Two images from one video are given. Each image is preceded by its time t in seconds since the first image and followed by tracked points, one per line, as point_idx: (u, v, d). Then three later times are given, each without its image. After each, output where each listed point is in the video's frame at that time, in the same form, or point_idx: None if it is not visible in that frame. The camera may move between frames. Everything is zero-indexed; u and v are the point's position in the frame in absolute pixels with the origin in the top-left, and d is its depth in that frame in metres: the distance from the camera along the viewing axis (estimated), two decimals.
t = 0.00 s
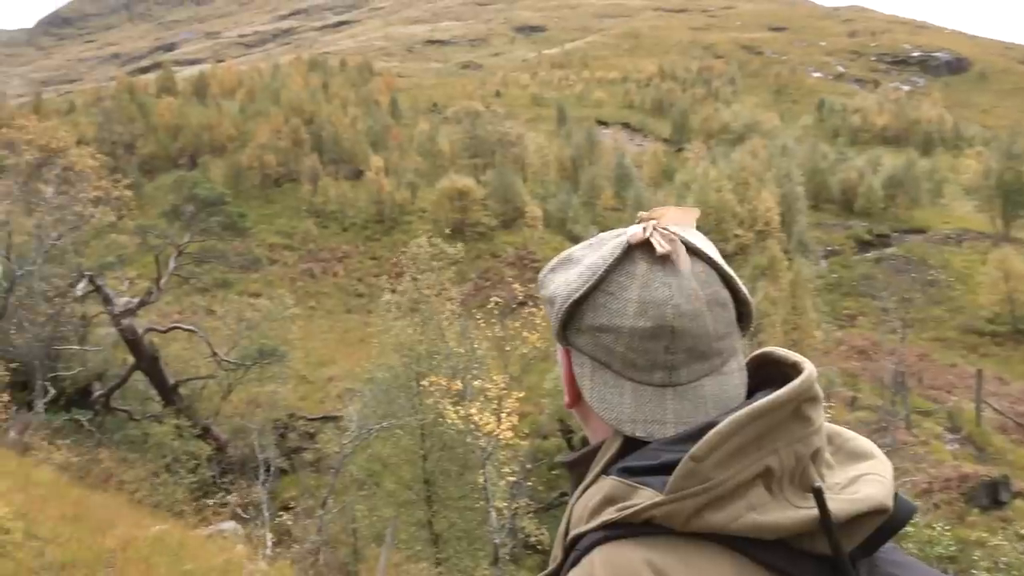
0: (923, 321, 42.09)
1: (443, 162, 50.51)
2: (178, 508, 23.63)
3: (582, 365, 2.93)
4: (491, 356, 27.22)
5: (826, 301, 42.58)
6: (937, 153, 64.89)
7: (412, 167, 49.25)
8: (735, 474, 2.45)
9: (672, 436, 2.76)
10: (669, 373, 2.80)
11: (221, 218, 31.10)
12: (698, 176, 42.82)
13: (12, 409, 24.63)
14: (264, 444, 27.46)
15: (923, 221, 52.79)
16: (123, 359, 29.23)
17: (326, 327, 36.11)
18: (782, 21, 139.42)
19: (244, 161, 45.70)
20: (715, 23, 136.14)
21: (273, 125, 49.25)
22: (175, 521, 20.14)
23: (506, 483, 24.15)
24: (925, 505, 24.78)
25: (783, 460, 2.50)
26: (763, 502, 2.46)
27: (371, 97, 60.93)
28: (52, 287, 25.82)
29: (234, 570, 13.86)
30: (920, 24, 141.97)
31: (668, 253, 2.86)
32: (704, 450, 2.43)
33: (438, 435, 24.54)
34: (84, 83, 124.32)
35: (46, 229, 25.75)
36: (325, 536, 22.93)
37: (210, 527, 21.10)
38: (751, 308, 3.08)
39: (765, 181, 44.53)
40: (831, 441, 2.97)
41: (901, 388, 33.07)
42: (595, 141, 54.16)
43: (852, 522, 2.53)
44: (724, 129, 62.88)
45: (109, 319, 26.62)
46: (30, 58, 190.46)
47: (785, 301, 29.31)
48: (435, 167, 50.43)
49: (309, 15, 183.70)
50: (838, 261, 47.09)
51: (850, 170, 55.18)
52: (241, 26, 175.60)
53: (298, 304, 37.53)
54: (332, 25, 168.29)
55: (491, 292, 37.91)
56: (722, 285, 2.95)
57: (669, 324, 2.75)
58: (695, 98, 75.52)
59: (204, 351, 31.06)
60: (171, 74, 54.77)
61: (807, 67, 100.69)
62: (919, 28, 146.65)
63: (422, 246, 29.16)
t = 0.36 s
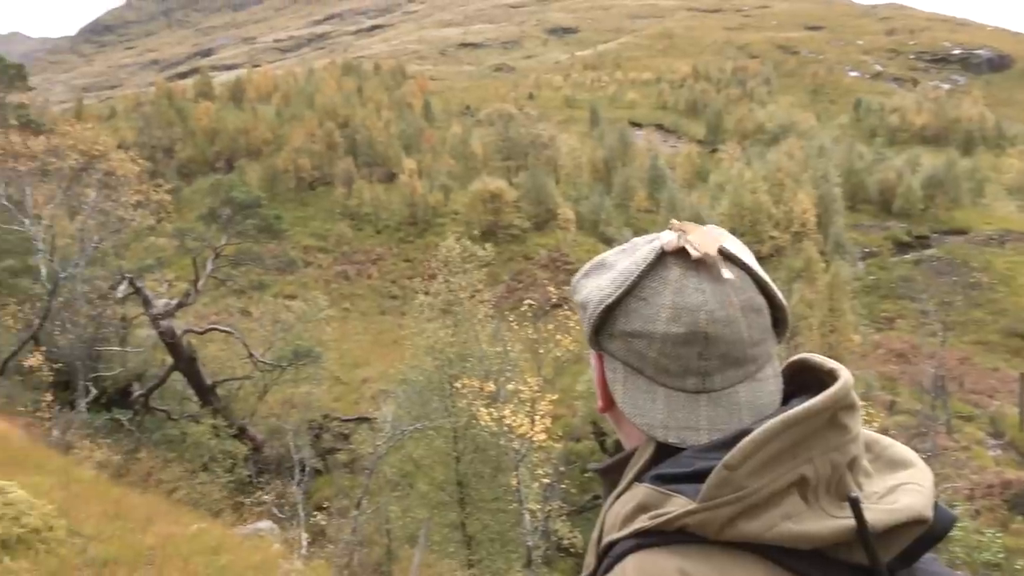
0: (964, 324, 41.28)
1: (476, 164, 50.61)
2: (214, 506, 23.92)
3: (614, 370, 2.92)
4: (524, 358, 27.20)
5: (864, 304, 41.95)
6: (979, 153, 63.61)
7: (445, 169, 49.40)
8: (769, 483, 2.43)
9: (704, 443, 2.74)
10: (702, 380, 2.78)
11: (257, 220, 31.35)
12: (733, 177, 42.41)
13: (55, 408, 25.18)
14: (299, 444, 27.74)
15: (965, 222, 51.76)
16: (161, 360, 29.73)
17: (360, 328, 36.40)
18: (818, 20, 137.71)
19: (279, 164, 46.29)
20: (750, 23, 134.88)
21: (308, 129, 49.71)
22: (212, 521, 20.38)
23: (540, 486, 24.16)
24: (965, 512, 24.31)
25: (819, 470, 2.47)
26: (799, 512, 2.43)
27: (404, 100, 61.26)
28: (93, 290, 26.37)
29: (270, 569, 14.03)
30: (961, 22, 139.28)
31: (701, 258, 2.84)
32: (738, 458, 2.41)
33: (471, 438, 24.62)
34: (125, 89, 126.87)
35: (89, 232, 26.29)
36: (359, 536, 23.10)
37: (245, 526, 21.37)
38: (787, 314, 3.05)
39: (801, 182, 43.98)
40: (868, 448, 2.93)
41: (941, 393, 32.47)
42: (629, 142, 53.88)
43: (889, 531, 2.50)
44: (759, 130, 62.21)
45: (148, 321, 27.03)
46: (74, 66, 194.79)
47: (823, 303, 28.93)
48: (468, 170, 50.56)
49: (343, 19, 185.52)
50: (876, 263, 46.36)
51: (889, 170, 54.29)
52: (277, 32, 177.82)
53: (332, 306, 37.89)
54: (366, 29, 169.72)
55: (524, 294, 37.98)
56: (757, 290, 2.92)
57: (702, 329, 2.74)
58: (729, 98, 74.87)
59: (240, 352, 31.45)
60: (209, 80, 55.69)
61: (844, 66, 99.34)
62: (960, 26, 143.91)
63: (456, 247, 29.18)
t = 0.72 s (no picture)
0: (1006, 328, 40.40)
1: (509, 168, 50.69)
2: (250, 506, 24.24)
3: (653, 377, 2.91)
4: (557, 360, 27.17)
5: (903, 308, 41.24)
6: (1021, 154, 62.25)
7: (478, 172, 49.52)
8: (810, 492, 2.41)
9: (744, 452, 2.73)
10: (742, 388, 2.77)
11: (293, 224, 31.65)
12: (768, 179, 41.93)
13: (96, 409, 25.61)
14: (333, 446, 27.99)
15: (1007, 224, 50.67)
16: (199, 362, 30.22)
17: (393, 331, 36.65)
18: (855, 19, 135.80)
19: (314, 168, 46.78)
20: (785, 23, 133.41)
21: (343, 133, 50.14)
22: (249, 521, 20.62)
23: (572, 489, 24.13)
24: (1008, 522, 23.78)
25: (861, 480, 2.45)
26: (841, 523, 2.41)
27: (438, 103, 61.55)
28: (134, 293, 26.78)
29: (307, 569, 14.19)
30: (1002, 21, 136.38)
31: (741, 265, 2.82)
32: (778, 468, 2.39)
33: (503, 441, 24.66)
34: (163, 95, 129.26)
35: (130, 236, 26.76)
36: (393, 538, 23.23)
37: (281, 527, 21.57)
38: (829, 321, 3.02)
39: (838, 184, 43.37)
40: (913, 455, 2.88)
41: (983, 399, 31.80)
42: (662, 145, 53.58)
43: (933, 542, 2.48)
44: (794, 131, 61.48)
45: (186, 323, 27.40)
46: (115, 72, 198.66)
47: (860, 307, 28.55)
48: (501, 173, 50.66)
49: (377, 24, 187.06)
50: (916, 266, 45.58)
51: (928, 171, 53.34)
52: (312, 38, 179.82)
53: (366, 308, 38.21)
54: (399, 33, 170.84)
55: (558, 297, 38.00)
56: (797, 297, 2.90)
57: (742, 336, 2.73)
58: (764, 100, 74.09)
59: (276, 354, 31.82)
60: (246, 85, 56.51)
61: (882, 66, 97.88)
62: (1002, 24, 140.89)
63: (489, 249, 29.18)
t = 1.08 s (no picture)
0: None
1: (541, 172, 50.68)
2: (283, 508, 24.47)
3: (693, 384, 2.91)
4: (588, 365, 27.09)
5: (942, 313, 40.49)
6: None
7: (509, 177, 49.55)
8: (849, 502, 2.38)
9: (785, 460, 2.71)
10: (782, 395, 2.75)
11: (327, 229, 31.91)
12: (803, 183, 41.46)
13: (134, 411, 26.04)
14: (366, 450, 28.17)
15: None
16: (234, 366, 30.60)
17: (425, 336, 36.81)
18: (892, 21, 133.74)
19: (348, 174, 47.20)
20: (820, 26, 131.86)
21: (376, 139, 50.52)
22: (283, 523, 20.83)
23: (604, 496, 23.97)
24: None
25: (903, 491, 2.42)
26: (882, 534, 2.38)
27: (470, 109, 61.76)
28: (172, 297, 27.19)
29: (341, 572, 14.34)
30: None
31: (782, 271, 2.82)
32: (816, 477, 2.37)
33: (534, 447, 24.62)
34: (200, 102, 131.29)
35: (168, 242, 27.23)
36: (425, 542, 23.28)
37: (314, 530, 21.73)
38: (872, 329, 2.99)
39: (875, 187, 42.74)
40: (958, 469, 2.84)
41: None
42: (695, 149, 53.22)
43: (976, 556, 2.43)
44: (830, 134, 60.70)
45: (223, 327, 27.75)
46: (154, 80, 202.06)
47: (897, 313, 28.08)
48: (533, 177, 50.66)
49: (410, 31, 188.18)
50: (955, 271, 44.73)
51: (968, 174, 52.34)
52: (346, 44, 181.49)
53: (398, 313, 38.45)
54: (431, 38, 171.72)
55: (589, 303, 37.94)
56: (840, 304, 2.88)
57: (782, 344, 2.72)
58: (799, 103, 73.26)
59: (309, 358, 32.12)
60: (281, 92, 57.18)
61: (920, 68, 96.25)
62: None
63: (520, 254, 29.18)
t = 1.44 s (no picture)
0: None
1: (567, 181, 50.72)
2: (311, 515, 24.61)
3: (730, 393, 2.97)
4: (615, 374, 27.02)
5: (975, 323, 39.85)
6: None
7: (535, 186, 49.59)
8: (883, 512, 2.40)
9: (821, 469, 2.73)
10: (819, 406, 2.78)
11: (354, 238, 32.15)
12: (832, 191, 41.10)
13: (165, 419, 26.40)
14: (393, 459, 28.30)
15: None
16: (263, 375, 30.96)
17: (451, 345, 36.93)
18: (923, 27, 132.14)
19: (375, 183, 47.60)
20: (848, 32, 130.74)
21: (403, 149, 50.88)
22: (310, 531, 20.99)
23: (631, 506, 23.78)
24: None
25: (939, 501, 2.43)
26: (917, 544, 2.39)
27: (496, 118, 62.00)
28: (203, 306, 27.56)
29: None
30: None
31: (820, 282, 2.86)
32: (849, 487, 2.39)
33: (561, 457, 24.57)
34: (230, 113, 133.14)
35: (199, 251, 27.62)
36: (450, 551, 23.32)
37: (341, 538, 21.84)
38: (912, 339, 3.00)
39: (906, 195, 42.23)
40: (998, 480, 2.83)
41: None
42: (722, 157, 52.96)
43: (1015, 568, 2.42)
44: (859, 142, 60.12)
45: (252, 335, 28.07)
46: (186, 92, 205.25)
47: (928, 323, 27.71)
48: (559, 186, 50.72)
49: (437, 41, 189.39)
50: (988, 280, 44.04)
51: (1001, 182, 51.54)
52: (373, 55, 183.08)
53: (425, 322, 38.66)
54: (457, 48, 172.68)
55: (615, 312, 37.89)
56: (878, 315, 2.90)
57: (820, 354, 2.75)
58: (828, 110, 72.66)
59: (337, 367, 32.36)
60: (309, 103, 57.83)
61: (951, 74, 94.97)
62: None
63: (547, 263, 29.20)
